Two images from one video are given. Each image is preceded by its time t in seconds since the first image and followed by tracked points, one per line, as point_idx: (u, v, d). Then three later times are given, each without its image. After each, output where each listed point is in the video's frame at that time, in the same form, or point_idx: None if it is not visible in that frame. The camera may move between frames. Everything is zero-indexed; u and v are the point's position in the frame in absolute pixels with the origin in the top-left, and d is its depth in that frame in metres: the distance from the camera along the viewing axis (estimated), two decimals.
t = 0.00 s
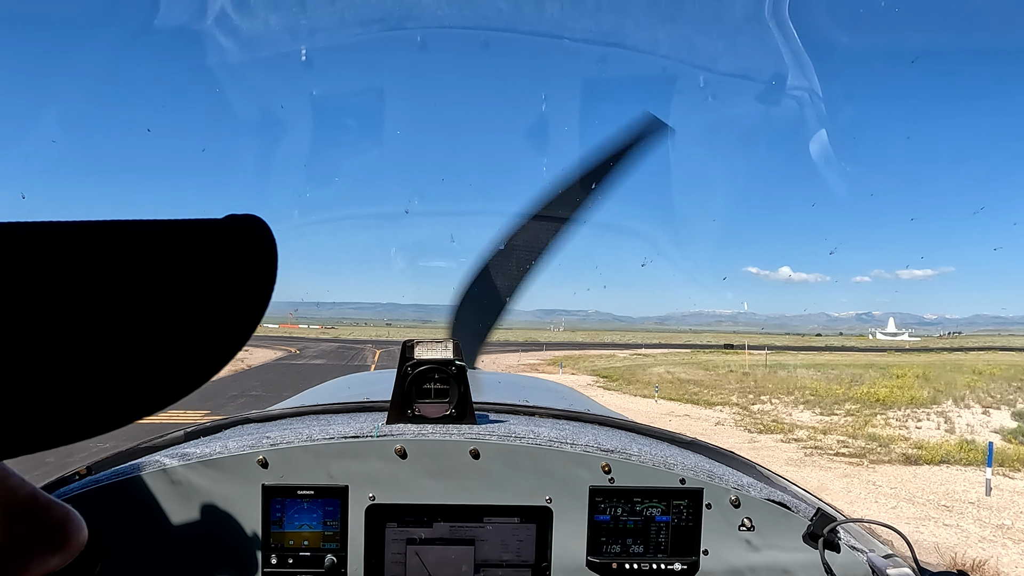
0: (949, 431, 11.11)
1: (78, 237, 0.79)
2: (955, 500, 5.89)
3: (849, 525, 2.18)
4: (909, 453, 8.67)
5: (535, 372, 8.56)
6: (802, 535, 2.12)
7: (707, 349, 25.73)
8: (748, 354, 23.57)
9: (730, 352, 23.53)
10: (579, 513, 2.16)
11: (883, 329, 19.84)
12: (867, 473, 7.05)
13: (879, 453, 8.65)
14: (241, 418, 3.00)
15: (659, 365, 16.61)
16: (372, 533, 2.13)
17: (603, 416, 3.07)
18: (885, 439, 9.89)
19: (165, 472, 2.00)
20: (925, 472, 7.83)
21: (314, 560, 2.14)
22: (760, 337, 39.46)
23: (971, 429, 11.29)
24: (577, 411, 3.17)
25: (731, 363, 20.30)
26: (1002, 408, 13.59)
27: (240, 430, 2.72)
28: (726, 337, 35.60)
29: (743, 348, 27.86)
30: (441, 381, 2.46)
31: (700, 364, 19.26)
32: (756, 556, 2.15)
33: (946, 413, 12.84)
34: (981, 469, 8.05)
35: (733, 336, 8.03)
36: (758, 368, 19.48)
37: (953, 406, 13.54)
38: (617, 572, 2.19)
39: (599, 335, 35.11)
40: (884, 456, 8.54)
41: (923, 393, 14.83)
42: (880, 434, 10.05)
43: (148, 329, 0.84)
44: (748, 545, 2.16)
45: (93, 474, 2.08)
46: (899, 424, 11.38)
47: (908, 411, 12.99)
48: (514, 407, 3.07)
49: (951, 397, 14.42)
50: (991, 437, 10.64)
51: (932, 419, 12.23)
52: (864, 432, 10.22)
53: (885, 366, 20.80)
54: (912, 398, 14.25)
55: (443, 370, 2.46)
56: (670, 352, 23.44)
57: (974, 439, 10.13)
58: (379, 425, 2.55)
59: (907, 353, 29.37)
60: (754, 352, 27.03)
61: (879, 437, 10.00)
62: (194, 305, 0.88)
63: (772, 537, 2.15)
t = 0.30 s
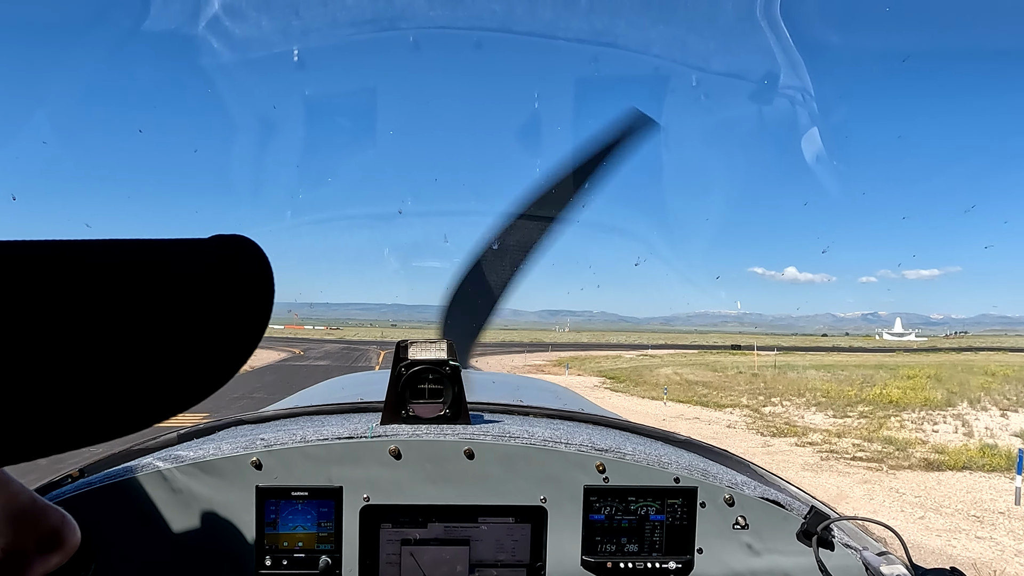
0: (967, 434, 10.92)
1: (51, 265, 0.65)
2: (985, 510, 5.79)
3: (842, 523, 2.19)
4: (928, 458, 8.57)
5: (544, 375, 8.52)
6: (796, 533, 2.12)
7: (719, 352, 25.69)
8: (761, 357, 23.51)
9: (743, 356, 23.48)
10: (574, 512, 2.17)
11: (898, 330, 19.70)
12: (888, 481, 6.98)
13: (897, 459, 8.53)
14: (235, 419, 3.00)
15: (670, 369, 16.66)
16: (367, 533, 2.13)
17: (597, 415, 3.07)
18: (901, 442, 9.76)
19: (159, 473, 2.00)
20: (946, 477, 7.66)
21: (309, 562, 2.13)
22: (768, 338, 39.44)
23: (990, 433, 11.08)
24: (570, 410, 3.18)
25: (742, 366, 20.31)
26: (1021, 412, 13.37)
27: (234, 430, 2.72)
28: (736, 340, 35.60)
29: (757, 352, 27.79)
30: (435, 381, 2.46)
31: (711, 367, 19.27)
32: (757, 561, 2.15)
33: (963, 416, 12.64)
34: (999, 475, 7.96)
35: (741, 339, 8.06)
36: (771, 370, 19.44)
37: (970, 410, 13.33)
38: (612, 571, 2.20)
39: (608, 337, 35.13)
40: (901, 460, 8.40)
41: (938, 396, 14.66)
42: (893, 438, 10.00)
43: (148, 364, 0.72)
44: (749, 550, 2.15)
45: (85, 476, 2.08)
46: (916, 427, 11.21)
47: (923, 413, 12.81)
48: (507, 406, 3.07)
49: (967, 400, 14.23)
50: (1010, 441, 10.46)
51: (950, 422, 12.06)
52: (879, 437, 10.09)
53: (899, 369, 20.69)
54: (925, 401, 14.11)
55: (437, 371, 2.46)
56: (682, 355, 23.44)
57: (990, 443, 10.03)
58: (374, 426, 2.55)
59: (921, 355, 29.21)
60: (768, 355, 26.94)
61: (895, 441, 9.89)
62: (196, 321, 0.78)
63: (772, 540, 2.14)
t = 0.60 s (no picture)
0: (984, 436, 10.87)
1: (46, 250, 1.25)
2: (1015, 521, 5.75)
3: (830, 522, 2.21)
4: (948, 463, 8.52)
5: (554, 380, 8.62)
6: (784, 533, 2.13)
7: (734, 357, 25.88)
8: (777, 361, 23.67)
9: (758, 361, 23.62)
10: (563, 513, 2.16)
11: (911, 329, 19.80)
12: (910, 488, 6.95)
13: (918, 464, 8.46)
14: (224, 419, 2.99)
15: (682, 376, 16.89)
16: (356, 534, 2.12)
17: (587, 415, 3.07)
18: (918, 444, 9.73)
19: (152, 475, 1.99)
20: (970, 483, 7.61)
21: (297, 563, 2.12)
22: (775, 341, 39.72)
23: (1007, 434, 11.02)
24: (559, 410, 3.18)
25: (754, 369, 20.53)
26: None
27: (222, 430, 2.71)
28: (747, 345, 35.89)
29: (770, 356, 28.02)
30: (425, 382, 2.45)
31: (724, 371, 19.50)
32: (757, 565, 2.15)
33: (979, 418, 12.59)
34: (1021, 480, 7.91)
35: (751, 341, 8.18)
36: (783, 373, 19.64)
37: (985, 411, 13.29)
38: (601, 571, 2.20)
39: (618, 341, 35.47)
40: (921, 464, 8.34)
41: (951, 396, 14.65)
42: (907, 441, 10.02)
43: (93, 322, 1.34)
44: (747, 554, 2.15)
45: (72, 478, 2.07)
46: (931, 428, 11.17)
47: (938, 413, 12.79)
48: (497, 407, 3.07)
49: (982, 401, 14.20)
50: None
51: (967, 424, 12.00)
52: (895, 439, 10.09)
53: (907, 368, 20.91)
54: (939, 401, 14.10)
55: (427, 371, 2.45)
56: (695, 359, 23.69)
57: (1010, 444, 9.95)
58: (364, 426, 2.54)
59: (933, 355, 29.32)
60: (784, 358, 27.05)
61: (912, 443, 9.86)
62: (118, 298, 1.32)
63: (772, 544, 2.15)
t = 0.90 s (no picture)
0: (1003, 439, 10.87)
1: None
2: None
3: (816, 522, 2.22)
4: (972, 469, 8.50)
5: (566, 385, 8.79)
6: (772, 533, 2.14)
7: (751, 360, 26.01)
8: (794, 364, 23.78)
9: (776, 364, 23.75)
10: (551, 513, 2.16)
11: (928, 329, 19.83)
12: (939, 496, 6.93)
13: (942, 469, 8.42)
14: (211, 419, 2.97)
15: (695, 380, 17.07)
16: (344, 534, 2.12)
17: (574, 415, 3.08)
18: (939, 449, 9.73)
19: (150, 479, 1.98)
20: (998, 491, 7.56)
21: (284, 563, 2.11)
22: (783, 343, 39.94)
23: None
24: (547, 410, 3.19)
25: (769, 372, 20.64)
26: None
27: (210, 430, 2.69)
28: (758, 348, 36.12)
29: (787, 358, 28.12)
30: (413, 382, 2.44)
31: (739, 374, 19.64)
32: (756, 570, 2.16)
33: (997, 420, 12.59)
34: None
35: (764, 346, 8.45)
36: (798, 375, 19.75)
37: (1001, 413, 13.32)
38: (590, 571, 2.20)
39: (628, 343, 35.73)
40: (947, 471, 8.30)
41: (964, 398, 14.73)
42: (922, 443, 10.04)
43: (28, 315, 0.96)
44: (748, 558, 2.16)
45: (57, 477, 2.05)
46: (950, 432, 11.17)
47: (955, 416, 12.82)
48: (486, 406, 3.07)
49: (998, 404, 14.23)
50: None
51: (986, 426, 11.99)
52: (914, 443, 10.11)
53: (916, 368, 21.06)
54: (955, 403, 14.18)
55: (416, 370, 2.44)
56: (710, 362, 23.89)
57: None
58: (352, 426, 2.53)
59: (948, 356, 29.38)
60: (802, 360, 27.14)
61: (931, 448, 9.84)
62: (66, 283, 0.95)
63: (772, 549, 2.15)
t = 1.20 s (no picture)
0: None
1: None
2: None
3: (806, 521, 2.23)
4: (1003, 476, 8.33)
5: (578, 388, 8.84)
6: (761, 532, 2.15)
7: (766, 362, 25.93)
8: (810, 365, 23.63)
9: (792, 365, 23.63)
10: (541, 513, 2.17)
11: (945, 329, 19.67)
12: (974, 507, 6.71)
13: (971, 476, 8.17)
14: (201, 419, 2.96)
15: (708, 384, 17.09)
16: (333, 535, 2.11)
17: (565, 415, 3.08)
18: (961, 452, 9.58)
19: (148, 487, 1.98)
20: None
21: (273, 564, 2.10)
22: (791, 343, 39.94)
23: None
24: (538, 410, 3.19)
25: (784, 373, 20.53)
26: None
27: (199, 431, 2.68)
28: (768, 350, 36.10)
29: (801, 359, 28.00)
30: (403, 381, 2.44)
31: (753, 376, 19.60)
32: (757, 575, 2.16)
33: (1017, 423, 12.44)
34: None
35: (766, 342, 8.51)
36: (813, 377, 19.67)
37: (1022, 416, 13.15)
38: (580, 571, 2.20)
39: (636, 345, 35.74)
40: (977, 480, 8.06)
41: (984, 401, 14.57)
42: (943, 446, 9.91)
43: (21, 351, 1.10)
44: (748, 563, 2.16)
45: (44, 479, 2.03)
46: (971, 435, 11.03)
47: (974, 419, 12.67)
48: (476, 406, 3.07)
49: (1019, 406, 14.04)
50: None
51: (1008, 429, 11.82)
52: (935, 446, 9.94)
53: (930, 368, 20.95)
54: (973, 405, 14.03)
55: (405, 370, 2.44)
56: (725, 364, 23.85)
57: None
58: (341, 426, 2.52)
59: (960, 355, 29.29)
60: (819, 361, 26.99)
61: (956, 453, 9.61)
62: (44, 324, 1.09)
63: (771, 553, 2.16)
